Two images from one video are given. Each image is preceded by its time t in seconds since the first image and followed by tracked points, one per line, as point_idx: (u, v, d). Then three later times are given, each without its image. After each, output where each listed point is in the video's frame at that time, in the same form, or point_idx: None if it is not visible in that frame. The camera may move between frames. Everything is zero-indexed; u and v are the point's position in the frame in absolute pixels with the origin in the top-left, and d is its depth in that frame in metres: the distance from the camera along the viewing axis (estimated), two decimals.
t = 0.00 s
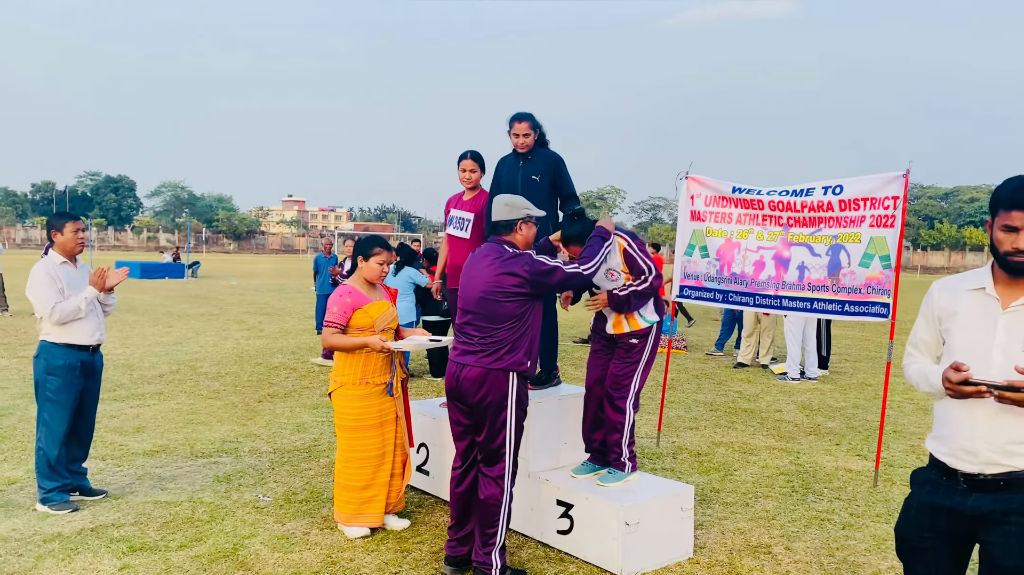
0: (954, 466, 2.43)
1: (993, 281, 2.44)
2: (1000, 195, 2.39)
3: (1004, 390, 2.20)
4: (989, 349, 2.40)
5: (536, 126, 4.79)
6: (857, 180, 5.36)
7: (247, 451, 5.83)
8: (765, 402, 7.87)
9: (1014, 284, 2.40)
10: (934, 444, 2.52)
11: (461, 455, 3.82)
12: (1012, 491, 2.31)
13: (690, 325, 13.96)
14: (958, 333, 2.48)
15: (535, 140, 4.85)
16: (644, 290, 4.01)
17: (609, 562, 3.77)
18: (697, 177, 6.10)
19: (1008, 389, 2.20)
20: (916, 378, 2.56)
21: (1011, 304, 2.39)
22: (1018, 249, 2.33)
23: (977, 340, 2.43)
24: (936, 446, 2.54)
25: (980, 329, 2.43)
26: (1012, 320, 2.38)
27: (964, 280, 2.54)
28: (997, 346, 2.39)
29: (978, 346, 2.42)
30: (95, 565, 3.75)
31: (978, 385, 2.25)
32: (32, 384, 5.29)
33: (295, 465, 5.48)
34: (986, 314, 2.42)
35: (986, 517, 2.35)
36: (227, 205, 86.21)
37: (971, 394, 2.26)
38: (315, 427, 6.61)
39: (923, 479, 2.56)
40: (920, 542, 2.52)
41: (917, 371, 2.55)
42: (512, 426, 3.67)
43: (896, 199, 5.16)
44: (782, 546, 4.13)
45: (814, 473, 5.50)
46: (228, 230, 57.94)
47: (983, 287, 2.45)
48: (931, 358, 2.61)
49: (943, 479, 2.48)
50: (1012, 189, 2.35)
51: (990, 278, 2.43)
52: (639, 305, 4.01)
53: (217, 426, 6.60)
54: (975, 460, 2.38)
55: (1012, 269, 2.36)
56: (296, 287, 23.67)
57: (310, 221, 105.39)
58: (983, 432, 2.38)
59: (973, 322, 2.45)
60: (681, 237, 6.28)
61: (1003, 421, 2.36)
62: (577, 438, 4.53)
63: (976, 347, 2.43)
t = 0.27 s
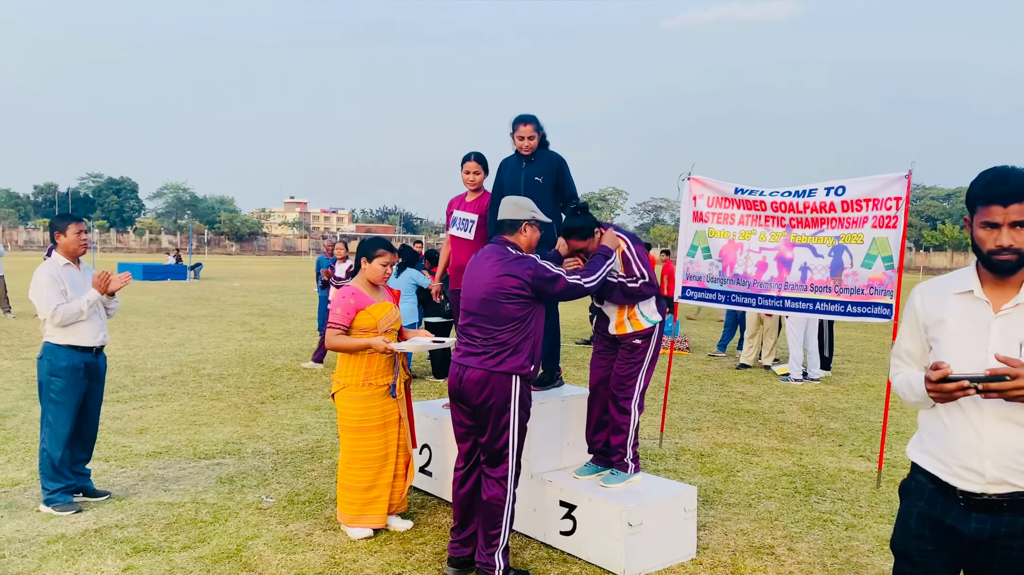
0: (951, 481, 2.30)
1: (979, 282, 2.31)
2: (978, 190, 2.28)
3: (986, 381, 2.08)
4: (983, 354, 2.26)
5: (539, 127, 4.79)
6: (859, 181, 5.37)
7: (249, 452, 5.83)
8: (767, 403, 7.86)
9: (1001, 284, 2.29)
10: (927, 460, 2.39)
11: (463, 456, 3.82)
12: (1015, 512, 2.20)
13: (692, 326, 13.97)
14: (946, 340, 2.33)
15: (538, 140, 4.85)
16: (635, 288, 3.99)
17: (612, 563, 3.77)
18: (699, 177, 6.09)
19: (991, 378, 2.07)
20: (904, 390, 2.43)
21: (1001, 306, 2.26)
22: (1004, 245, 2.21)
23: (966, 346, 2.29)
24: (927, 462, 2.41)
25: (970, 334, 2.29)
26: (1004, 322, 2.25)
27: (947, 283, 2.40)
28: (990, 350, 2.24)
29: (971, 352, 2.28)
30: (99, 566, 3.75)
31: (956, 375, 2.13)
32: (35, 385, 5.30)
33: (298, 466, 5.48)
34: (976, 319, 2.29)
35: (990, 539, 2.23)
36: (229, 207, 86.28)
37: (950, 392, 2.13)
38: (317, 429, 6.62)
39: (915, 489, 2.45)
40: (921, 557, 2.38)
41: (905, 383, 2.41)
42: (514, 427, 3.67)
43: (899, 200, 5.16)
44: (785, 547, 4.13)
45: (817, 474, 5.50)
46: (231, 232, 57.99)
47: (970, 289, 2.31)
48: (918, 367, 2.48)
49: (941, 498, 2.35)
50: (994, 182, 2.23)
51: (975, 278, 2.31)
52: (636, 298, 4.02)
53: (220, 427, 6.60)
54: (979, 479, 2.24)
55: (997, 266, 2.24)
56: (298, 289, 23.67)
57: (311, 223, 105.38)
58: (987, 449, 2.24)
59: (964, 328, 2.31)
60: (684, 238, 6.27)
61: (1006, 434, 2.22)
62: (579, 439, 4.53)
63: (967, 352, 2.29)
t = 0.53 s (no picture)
0: (932, 514, 2.06)
1: (953, 293, 2.09)
2: (950, 189, 2.06)
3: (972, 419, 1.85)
4: (965, 375, 2.02)
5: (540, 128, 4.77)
6: (861, 182, 5.37)
7: (252, 452, 5.84)
8: (770, 404, 7.86)
9: (977, 293, 2.07)
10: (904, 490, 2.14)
11: (467, 456, 3.82)
12: (998, 549, 2.02)
13: (694, 327, 13.97)
14: (923, 361, 2.09)
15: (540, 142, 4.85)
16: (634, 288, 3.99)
17: (614, 564, 3.77)
18: (701, 178, 6.07)
19: (980, 416, 1.84)
20: (875, 416, 2.18)
21: (980, 319, 2.04)
22: (983, 249, 1.99)
23: (945, 367, 2.05)
24: (901, 492, 2.16)
25: (949, 351, 2.05)
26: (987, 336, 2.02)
27: (918, 296, 2.16)
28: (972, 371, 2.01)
29: (953, 373, 2.03)
30: (102, 566, 3.76)
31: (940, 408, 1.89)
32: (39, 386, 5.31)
33: (301, 467, 5.49)
34: (955, 334, 2.05)
35: None
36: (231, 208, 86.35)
37: (934, 426, 1.90)
38: (320, 429, 6.62)
39: (887, 515, 2.22)
40: None
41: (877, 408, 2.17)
42: (518, 428, 3.68)
43: (901, 200, 5.15)
44: (788, 547, 4.13)
45: (819, 475, 5.49)
46: (233, 233, 58.05)
47: (944, 302, 2.08)
48: (889, 391, 2.23)
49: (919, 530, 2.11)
50: (972, 183, 2.01)
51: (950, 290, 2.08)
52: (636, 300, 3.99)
53: (223, 428, 6.61)
54: (965, 514, 2.00)
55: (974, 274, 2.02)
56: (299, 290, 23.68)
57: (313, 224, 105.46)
58: (975, 481, 1.99)
59: (942, 347, 2.07)
60: (686, 239, 6.25)
61: (996, 464, 1.98)
62: (582, 440, 4.53)
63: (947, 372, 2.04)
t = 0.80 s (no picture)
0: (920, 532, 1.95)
1: (942, 287, 1.96)
2: (948, 172, 1.93)
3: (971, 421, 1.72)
4: (954, 378, 1.90)
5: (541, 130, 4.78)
6: (862, 183, 5.42)
7: (254, 454, 5.85)
8: (771, 405, 7.87)
9: (967, 288, 1.95)
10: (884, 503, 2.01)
11: (473, 456, 3.83)
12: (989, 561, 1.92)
13: (695, 329, 13.97)
14: (907, 360, 1.96)
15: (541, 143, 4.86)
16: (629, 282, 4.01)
17: (617, 565, 3.78)
18: (702, 179, 6.04)
19: (981, 417, 1.72)
20: (851, 419, 2.05)
21: (971, 316, 1.93)
22: (985, 237, 1.85)
23: (931, 368, 1.93)
24: (881, 504, 2.04)
25: (937, 352, 1.93)
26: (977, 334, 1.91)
27: (899, 289, 2.03)
28: (962, 372, 1.90)
29: (940, 375, 1.92)
30: (106, 568, 3.77)
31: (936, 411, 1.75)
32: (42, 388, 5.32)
33: (303, 468, 5.49)
34: (943, 332, 1.93)
35: None
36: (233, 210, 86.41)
37: (931, 427, 1.76)
38: (322, 431, 6.63)
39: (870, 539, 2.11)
40: None
41: (854, 409, 2.03)
42: (523, 430, 3.69)
43: (903, 202, 5.23)
44: (789, 549, 4.13)
45: (821, 476, 5.50)
46: (234, 235, 58.09)
47: (933, 297, 1.95)
48: (863, 391, 2.11)
49: (902, 546, 2.00)
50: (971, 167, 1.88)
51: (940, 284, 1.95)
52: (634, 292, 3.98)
53: (224, 429, 6.62)
54: (953, 530, 1.90)
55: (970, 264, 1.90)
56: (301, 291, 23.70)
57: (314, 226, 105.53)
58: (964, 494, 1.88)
59: (928, 345, 1.95)
60: (686, 240, 6.18)
61: (986, 474, 1.87)
62: (584, 441, 4.54)
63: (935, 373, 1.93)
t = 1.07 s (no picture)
0: None
1: (965, 311, 1.84)
2: (971, 180, 1.80)
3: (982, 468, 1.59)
4: (973, 416, 1.77)
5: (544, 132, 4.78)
6: (863, 184, 5.38)
7: (256, 455, 5.86)
8: (773, 406, 7.87)
9: (993, 312, 1.82)
10: (888, 549, 1.88)
11: (473, 458, 3.84)
12: None
13: (697, 329, 13.97)
14: (922, 391, 1.84)
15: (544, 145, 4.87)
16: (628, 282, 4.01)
17: (619, 566, 3.78)
18: (703, 180, 6.09)
19: (988, 465, 1.58)
20: (862, 454, 1.92)
21: (995, 347, 1.79)
22: (1013, 252, 1.71)
23: (950, 402, 1.80)
24: (886, 551, 1.91)
25: (956, 385, 1.80)
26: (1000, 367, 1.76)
27: (920, 313, 1.91)
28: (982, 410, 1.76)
29: (957, 409, 1.79)
30: (109, 569, 3.78)
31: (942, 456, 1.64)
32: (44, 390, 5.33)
33: (305, 469, 5.50)
34: (963, 362, 1.80)
35: None
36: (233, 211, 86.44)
37: (933, 472, 1.64)
38: (324, 432, 6.64)
39: None
40: None
41: (866, 445, 1.91)
42: (524, 431, 3.69)
43: (904, 203, 5.16)
44: (791, 549, 4.14)
45: (823, 476, 5.50)
46: (235, 236, 58.12)
47: (954, 321, 1.82)
48: (879, 424, 2.00)
49: None
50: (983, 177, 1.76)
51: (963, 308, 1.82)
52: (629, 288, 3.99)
53: (227, 431, 6.62)
54: None
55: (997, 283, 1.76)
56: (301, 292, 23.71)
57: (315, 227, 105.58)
58: (976, 549, 1.73)
59: (947, 375, 1.82)
60: (688, 241, 6.25)
61: (1001, 528, 1.72)
62: (586, 442, 4.55)
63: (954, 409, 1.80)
